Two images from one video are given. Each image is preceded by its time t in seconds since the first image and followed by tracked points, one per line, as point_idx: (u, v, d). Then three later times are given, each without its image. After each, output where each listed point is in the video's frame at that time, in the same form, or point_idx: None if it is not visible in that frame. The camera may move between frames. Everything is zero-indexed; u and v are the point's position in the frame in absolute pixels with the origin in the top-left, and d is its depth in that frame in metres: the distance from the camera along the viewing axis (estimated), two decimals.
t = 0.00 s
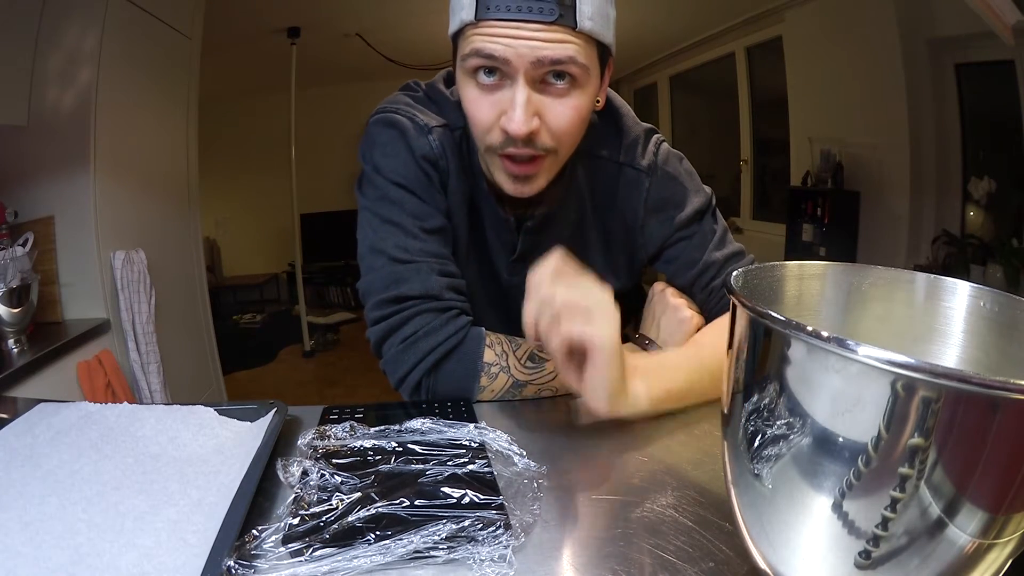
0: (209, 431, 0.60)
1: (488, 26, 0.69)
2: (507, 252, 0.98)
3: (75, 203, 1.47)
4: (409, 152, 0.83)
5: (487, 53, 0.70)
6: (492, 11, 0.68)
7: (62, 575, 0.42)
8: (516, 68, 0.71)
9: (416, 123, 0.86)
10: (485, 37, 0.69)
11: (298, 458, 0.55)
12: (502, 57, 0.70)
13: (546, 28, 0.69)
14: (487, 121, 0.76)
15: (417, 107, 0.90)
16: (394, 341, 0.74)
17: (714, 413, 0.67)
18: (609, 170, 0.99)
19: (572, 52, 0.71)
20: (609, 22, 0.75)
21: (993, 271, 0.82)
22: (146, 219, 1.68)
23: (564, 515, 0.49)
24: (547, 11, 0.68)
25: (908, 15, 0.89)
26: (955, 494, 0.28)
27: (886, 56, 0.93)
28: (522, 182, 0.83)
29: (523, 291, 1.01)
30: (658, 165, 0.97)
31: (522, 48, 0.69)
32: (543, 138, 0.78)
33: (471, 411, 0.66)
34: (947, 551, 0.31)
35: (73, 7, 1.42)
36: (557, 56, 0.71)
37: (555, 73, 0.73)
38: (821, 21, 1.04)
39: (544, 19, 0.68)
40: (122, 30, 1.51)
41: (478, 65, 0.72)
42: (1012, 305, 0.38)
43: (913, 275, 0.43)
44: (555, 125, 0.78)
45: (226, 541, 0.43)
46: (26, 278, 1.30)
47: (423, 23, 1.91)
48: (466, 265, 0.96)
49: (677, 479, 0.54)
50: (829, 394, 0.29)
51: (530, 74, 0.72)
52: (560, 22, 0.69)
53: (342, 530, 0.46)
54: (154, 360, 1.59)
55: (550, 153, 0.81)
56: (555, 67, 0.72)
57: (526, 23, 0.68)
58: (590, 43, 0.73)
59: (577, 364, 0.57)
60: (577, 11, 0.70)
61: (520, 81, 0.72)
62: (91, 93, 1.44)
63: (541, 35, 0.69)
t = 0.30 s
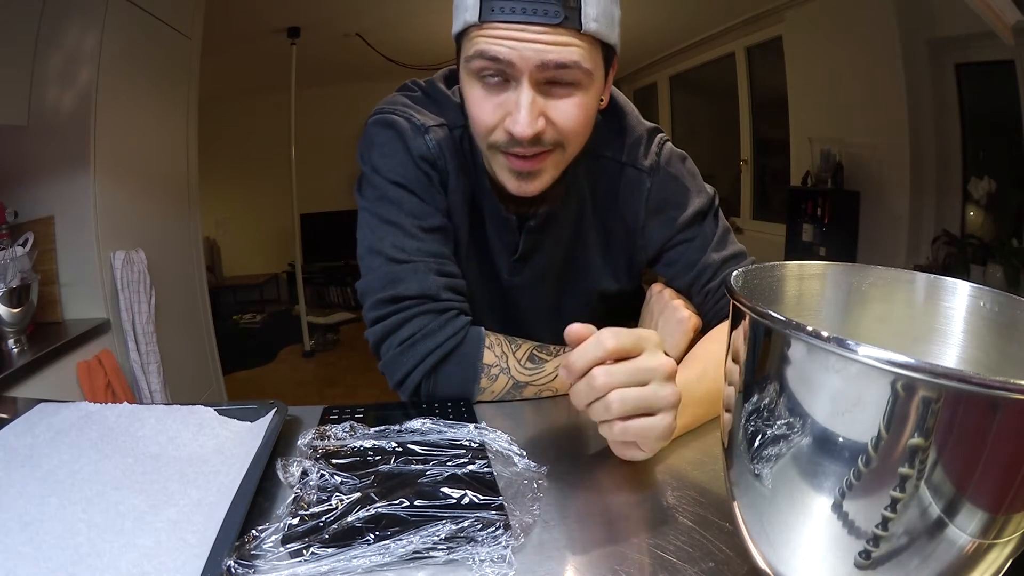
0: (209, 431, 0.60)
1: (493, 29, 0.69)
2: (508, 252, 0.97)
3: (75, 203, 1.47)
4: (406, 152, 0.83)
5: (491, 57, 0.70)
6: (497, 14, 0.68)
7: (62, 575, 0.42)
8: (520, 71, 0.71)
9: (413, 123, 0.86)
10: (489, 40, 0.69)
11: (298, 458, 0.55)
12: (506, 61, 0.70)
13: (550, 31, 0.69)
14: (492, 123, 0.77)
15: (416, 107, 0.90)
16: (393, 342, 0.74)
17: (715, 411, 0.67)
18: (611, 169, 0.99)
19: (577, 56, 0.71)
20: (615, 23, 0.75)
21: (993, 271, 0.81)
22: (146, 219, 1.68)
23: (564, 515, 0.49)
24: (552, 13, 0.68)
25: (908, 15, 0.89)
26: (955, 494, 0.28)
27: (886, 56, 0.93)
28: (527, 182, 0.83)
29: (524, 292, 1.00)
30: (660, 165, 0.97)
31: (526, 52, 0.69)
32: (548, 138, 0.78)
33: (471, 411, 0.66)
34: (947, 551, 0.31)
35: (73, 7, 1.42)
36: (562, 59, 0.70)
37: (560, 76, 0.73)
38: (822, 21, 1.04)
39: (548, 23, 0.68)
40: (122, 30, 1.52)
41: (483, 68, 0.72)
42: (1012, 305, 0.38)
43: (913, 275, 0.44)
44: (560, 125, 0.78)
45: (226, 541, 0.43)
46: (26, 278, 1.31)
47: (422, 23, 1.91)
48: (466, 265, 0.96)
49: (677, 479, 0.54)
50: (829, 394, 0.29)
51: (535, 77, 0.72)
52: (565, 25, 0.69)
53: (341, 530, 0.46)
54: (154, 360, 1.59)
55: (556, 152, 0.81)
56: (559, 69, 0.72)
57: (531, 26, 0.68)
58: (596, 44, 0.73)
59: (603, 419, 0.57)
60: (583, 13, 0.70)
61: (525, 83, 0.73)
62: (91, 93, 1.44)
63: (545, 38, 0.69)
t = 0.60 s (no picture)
0: (209, 431, 0.60)
1: (489, 16, 0.69)
2: (500, 248, 0.96)
3: (75, 203, 1.47)
4: (393, 147, 0.81)
5: (486, 44, 0.70)
6: None
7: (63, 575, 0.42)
8: (515, 60, 0.71)
9: (398, 115, 0.83)
10: (486, 26, 0.69)
11: (298, 458, 0.55)
12: (500, 49, 0.70)
13: (547, 19, 0.68)
14: (485, 113, 0.77)
15: (401, 98, 0.88)
16: (391, 347, 0.74)
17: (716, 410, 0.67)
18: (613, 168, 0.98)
19: (573, 46, 0.71)
20: (615, 12, 0.75)
21: (994, 271, 0.82)
22: (146, 219, 1.68)
23: (564, 515, 0.49)
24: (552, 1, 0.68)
25: (908, 15, 0.89)
26: (955, 494, 0.28)
27: (886, 56, 0.93)
28: (519, 177, 0.83)
29: (517, 290, 0.99)
30: (665, 164, 0.98)
31: (522, 39, 0.69)
32: (542, 133, 0.78)
33: (471, 412, 0.66)
34: (948, 551, 0.31)
35: (74, 8, 1.43)
36: (558, 50, 0.70)
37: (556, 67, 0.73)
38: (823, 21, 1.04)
39: (548, 10, 0.68)
40: (122, 31, 1.52)
41: (477, 55, 0.72)
42: (1013, 306, 0.38)
43: (913, 275, 0.44)
44: (554, 120, 0.78)
45: (226, 541, 0.43)
46: (26, 278, 1.30)
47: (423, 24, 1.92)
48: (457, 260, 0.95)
49: (677, 479, 0.54)
50: (829, 395, 0.29)
51: (530, 68, 0.72)
52: (564, 13, 0.69)
53: (341, 530, 0.46)
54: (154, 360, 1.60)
55: (548, 150, 0.81)
56: (555, 62, 0.71)
57: (527, 13, 0.68)
58: (595, 34, 0.73)
59: (583, 413, 0.58)
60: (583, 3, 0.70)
61: (520, 73, 0.72)
62: (91, 94, 1.44)
63: (541, 27, 0.68)
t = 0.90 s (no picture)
0: (209, 431, 0.60)
1: (506, 34, 0.68)
2: (479, 254, 0.92)
3: (75, 203, 1.47)
4: (388, 144, 0.80)
5: (501, 62, 0.69)
6: (512, 18, 0.67)
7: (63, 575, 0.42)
8: (526, 81, 0.70)
9: (393, 113, 0.82)
10: (501, 44, 0.69)
11: (298, 458, 0.55)
12: (514, 69, 0.69)
13: (564, 46, 0.68)
14: (488, 126, 0.76)
15: (394, 96, 0.87)
16: (391, 349, 0.73)
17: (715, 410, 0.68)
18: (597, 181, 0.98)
19: (584, 75, 0.71)
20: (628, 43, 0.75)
21: (994, 271, 0.81)
22: (147, 219, 1.68)
23: (564, 515, 0.49)
24: (572, 28, 0.67)
25: (908, 15, 0.89)
26: (955, 494, 0.28)
27: (886, 56, 0.93)
28: (511, 194, 0.83)
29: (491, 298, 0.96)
30: (647, 179, 0.98)
31: (535, 62, 0.68)
32: (540, 155, 0.78)
33: (471, 412, 0.66)
34: (947, 551, 0.31)
35: (74, 7, 1.43)
36: (570, 77, 0.70)
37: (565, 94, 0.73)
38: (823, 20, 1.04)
39: (567, 38, 0.68)
40: (122, 30, 1.51)
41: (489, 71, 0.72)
42: (1012, 305, 0.38)
43: (913, 275, 0.44)
44: (554, 142, 0.78)
45: (226, 541, 0.43)
46: (26, 278, 1.31)
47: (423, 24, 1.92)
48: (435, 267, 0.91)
49: (677, 479, 0.54)
50: (829, 395, 0.29)
51: (540, 90, 0.72)
52: (582, 43, 0.69)
53: (341, 530, 0.46)
54: (154, 360, 1.60)
55: (542, 170, 0.81)
56: (565, 87, 0.71)
57: (545, 37, 0.67)
58: (606, 63, 0.73)
59: (592, 404, 0.58)
60: (601, 32, 0.70)
61: (529, 93, 0.72)
62: (91, 93, 1.44)
63: (557, 53, 0.68)
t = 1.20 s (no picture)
0: (209, 431, 0.60)
1: (580, 36, 0.67)
2: (492, 248, 0.92)
3: (75, 203, 1.47)
4: (389, 143, 0.80)
5: (572, 62, 0.68)
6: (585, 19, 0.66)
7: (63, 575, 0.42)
8: (597, 82, 0.70)
9: (393, 111, 0.82)
10: (574, 45, 0.67)
11: (298, 458, 0.55)
12: (587, 70, 0.68)
13: (635, 47, 0.68)
14: (546, 123, 0.75)
15: (393, 92, 0.86)
16: (391, 350, 0.73)
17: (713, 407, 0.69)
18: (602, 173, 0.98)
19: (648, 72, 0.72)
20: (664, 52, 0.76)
21: (994, 271, 0.82)
22: (147, 219, 1.68)
23: (564, 516, 0.49)
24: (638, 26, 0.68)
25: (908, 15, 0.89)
26: (955, 494, 0.28)
27: (886, 57, 0.93)
28: (560, 185, 0.83)
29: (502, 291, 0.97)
30: (652, 169, 0.97)
31: (610, 64, 0.68)
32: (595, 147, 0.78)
33: (471, 412, 0.66)
34: (947, 551, 0.31)
35: (74, 8, 1.43)
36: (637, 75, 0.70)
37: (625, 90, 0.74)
38: (823, 21, 1.04)
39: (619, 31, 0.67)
40: (121, 30, 1.51)
41: (553, 70, 0.70)
42: (1013, 305, 0.38)
43: (913, 275, 0.44)
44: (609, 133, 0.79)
45: (226, 541, 0.43)
46: (26, 278, 1.31)
47: (424, 24, 1.92)
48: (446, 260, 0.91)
49: (677, 479, 0.54)
50: (829, 395, 0.29)
51: (607, 89, 0.71)
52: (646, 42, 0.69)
53: (341, 530, 0.46)
54: (154, 360, 1.60)
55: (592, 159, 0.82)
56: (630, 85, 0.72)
57: (620, 39, 0.67)
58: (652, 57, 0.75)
59: (567, 363, 0.60)
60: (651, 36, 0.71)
61: (596, 93, 0.72)
62: (91, 93, 1.44)
63: (628, 54, 0.68)
